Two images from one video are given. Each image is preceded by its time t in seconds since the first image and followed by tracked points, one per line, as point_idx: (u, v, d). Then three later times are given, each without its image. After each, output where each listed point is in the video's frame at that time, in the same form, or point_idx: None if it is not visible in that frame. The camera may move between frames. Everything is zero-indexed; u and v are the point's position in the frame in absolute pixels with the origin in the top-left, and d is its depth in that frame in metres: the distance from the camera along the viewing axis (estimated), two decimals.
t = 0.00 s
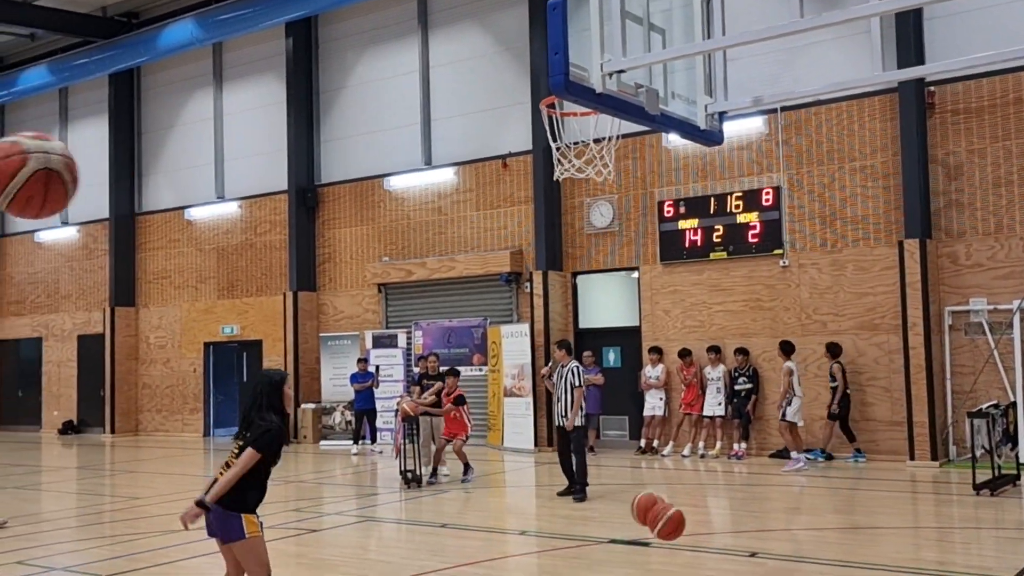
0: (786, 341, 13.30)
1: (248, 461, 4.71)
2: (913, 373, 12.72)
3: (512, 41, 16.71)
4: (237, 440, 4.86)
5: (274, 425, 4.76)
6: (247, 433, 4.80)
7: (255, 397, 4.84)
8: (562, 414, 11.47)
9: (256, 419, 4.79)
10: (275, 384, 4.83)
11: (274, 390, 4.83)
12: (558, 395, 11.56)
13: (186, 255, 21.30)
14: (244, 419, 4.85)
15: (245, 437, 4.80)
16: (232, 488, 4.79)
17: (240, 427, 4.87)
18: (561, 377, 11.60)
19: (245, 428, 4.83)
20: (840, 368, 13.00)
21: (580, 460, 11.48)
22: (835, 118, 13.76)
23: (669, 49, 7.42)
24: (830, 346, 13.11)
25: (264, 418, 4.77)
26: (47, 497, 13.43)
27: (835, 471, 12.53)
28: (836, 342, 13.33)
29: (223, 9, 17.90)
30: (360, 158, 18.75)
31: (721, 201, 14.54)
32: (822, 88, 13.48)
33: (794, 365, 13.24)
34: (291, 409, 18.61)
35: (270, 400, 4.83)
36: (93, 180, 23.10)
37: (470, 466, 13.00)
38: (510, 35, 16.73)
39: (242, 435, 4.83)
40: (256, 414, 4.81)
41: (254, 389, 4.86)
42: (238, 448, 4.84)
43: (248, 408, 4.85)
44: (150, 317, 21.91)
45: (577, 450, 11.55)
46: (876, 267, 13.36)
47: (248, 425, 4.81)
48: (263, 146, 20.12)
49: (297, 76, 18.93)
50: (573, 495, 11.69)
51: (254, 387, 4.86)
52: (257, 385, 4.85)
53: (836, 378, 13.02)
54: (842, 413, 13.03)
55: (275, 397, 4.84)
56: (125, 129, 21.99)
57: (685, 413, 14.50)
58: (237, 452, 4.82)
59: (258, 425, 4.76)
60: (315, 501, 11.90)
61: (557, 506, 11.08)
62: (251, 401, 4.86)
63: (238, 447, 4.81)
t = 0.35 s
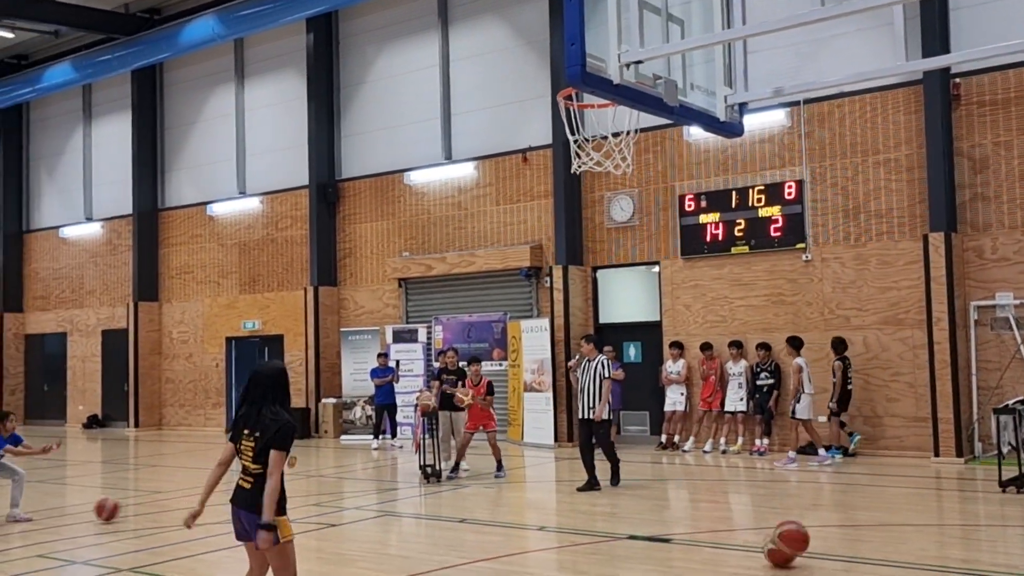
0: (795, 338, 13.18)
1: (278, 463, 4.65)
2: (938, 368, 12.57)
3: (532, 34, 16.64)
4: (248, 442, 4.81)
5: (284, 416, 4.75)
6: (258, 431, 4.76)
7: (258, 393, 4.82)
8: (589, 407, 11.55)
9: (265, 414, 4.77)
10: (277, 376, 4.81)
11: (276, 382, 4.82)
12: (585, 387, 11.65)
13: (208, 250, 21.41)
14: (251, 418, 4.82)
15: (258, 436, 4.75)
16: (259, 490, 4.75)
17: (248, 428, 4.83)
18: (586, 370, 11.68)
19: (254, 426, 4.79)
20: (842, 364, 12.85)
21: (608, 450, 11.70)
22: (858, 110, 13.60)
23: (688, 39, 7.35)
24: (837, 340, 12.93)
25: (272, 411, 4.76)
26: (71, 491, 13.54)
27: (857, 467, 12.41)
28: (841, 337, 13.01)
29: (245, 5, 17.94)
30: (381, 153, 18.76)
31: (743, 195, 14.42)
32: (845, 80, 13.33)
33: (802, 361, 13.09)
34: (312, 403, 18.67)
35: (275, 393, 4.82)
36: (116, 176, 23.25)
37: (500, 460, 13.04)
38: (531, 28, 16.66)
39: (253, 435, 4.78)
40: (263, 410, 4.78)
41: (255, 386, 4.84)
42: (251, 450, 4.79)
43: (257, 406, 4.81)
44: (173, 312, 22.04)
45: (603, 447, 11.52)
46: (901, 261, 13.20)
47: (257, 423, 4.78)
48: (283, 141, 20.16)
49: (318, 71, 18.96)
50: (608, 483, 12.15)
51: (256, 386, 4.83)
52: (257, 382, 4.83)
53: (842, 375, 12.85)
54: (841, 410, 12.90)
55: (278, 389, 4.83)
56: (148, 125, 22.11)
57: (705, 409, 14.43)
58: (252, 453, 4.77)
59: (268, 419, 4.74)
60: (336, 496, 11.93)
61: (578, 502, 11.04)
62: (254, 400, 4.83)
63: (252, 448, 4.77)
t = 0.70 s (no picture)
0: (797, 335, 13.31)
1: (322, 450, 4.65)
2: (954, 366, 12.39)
3: (544, 29, 16.52)
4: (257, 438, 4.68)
5: (298, 407, 4.70)
6: (272, 425, 4.65)
7: (263, 384, 4.71)
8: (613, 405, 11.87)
9: (276, 404, 4.68)
10: (283, 366, 4.72)
11: (281, 372, 4.73)
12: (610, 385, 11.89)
13: (220, 246, 21.40)
14: (259, 412, 4.69)
15: (272, 429, 4.64)
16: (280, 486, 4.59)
17: (257, 424, 4.69)
18: (612, 366, 11.94)
19: (265, 420, 4.67)
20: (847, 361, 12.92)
21: (630, 445, 11.94)
22: (875, 105, 13.43)
23: (700, 29, 7.23)
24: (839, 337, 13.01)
25: (282, 402, 4.69)
26: (83, 486, 13.53)
27: (872, 466, 12.26)
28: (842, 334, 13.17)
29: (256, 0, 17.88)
30: (392, 148, 18.69)
31: (757, 190, 14.28)
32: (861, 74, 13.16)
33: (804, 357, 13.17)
34: (322, 399, 18.63)
35: (283, 383, 4.74)
36: (128, 172, 23.27)
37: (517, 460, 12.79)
38: (543, 22, 16.54)
39: (267, 428, 4.66)
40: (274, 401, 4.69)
41: (259, 378, 4.72)
42: (263, 445, 4.67)
43: (273, 399, 4.69)
44: (184, 308, 22.04)
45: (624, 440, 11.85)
46: (917, 258, 13.04)
47: (268, 415, 4.67)
48: (295, 136, 20.11)
49: (329, 66, 18.88)
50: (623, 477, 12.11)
51: (267, 378, 4.71)
52: (262, 374, 4.71)
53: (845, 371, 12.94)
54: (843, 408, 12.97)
55: (285, 379, 4.76)
56: (160, 120, 22.09)
57: (717, 406, 14.30)
58: (266, 448, 4.64)
59: (281, 410, 4.66)
60: (346, 492, 11.86)
61: (589, 500, 10.93)
62: (260, 392, 4.72)
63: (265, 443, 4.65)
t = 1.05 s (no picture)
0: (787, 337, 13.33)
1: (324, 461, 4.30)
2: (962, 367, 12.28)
3: (549, 28, 16.45)
4: (260, 447, 4.31)
5: (302, 412, 4.35)
6: (277, 432, 4.29)
7: (263, 390, 4.32)
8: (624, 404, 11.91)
9: (280, 410, 4.32)
10: (282, 368, 4.34)
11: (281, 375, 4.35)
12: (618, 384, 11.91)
13: (224, 247, 21.36)
14: (260, 419, 4.32)
15: (278, 437, 4.29)
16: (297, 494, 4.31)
17: (260, 432, 4.32)
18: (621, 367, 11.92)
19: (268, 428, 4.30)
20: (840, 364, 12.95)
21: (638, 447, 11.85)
22: (881, 103, 13.33)
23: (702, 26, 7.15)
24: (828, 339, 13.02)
25: (286, 407, 4.33)
26: (88, 488, 13.49)
27: (880, 468, 12.16)
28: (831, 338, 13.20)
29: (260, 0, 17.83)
30: (396, 148, 18.63)
31: (763, 190, 14.19)
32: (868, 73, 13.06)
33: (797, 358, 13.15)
34: (327, 401, 18.58)
35: (283, 387, 4.36)
36: (133, 172, 23.24)
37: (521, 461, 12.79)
38: (547, 21, 16.47)
39: (272, 436, 4.30)
40: (277, 407, 4.32)
41: (258, 383, 4.33)
42: (268, 453, 4.31)
43: (276, 405, 4.32)
44: (189, 309, 22.01)
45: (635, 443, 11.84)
46: (924, 258, 12.93)
47: (272, 423, 4.30)
48: (299, 137, 20.06)
49: (333, 66, 18.82)
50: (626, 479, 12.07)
51: (265, 383, 4.31)
52: (261, 379, 4.32)
53: (836, 375, 13.04)
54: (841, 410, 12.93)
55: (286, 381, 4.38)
56: (164, 120, 22.06)
57: (723, 406, 14.20)
58: (273, 458, 4.29)
59: (287, 416, 4.30)
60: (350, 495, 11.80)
61: (594, 502, 10.84)
62: (260, 397, 4.33)
63: (271, 451, 4.29)
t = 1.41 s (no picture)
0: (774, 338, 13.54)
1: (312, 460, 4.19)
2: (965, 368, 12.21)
3: (551, 27, 16.41)
4: (251, 449, 4.24)
5: (292, 411, 4.27)
6: (266, 431, 4.22)
7: (251, 391, 4.25)
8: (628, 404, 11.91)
9: (269, 409, 4.24)
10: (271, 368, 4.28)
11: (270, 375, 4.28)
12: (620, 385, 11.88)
13: (227, 247, 21.36)
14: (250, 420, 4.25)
15: (267, 436, 4.21)
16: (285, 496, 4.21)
17: (249, 433, 4.25)
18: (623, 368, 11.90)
19: (258, 428, 4.23)
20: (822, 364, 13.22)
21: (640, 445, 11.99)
22: (884, 103, 13.27)
23: (699, 24, 7.10)
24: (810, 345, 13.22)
25: (276, 406, 4.25)
26: (89, 489, 13.50)
27: (882, 469, 12.10)
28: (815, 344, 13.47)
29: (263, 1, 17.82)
30: (398, 149, 18.61)
31: (765, 190, 14.13)
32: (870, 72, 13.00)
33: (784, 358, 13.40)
34: (329, 401, 18.57)
35: (273, 388, 4.29)
36: (136, 173, 23.26)
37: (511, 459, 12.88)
38: (549, 21, 16.44)
39: (262, 436, 4.23)
40: (267, 407, 4.24)
41: (246, 383, 4.26)
42: (259, 455, 4.23)
43: (261, 405, 4.24)
44: (192, 309, 22.03)
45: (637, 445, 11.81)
46: (927, 257, 12.87)
47: (261, 423, 4.23)
48: (301, 138, 20.05)
49: (336, 67, 18.80)
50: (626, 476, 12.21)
51: (249, 384, 4.24)
52: (248, 379, 4.25)
53: (829, 376, 13.19)
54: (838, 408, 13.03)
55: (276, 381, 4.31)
56: (167, 121, 22.08)
57: (726, 407, 14.15)
58: (263, 459, 4.21)
59: (277, 414, 4.23)
60: (351, 496, 11.78)
61: (595, 503, 10.80)
62: (248, 398, 4.26)
63: (262, 452, 4.21)
